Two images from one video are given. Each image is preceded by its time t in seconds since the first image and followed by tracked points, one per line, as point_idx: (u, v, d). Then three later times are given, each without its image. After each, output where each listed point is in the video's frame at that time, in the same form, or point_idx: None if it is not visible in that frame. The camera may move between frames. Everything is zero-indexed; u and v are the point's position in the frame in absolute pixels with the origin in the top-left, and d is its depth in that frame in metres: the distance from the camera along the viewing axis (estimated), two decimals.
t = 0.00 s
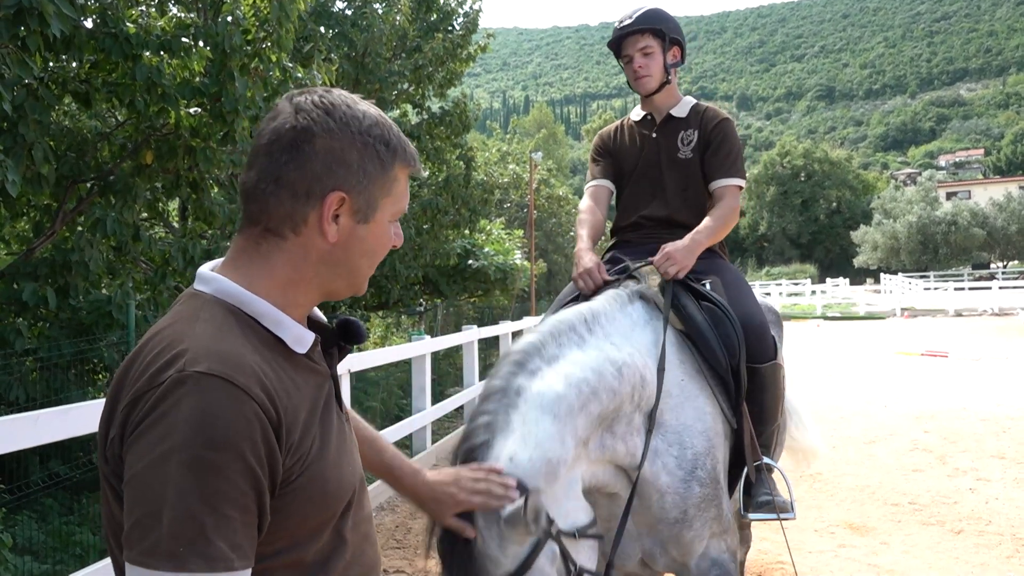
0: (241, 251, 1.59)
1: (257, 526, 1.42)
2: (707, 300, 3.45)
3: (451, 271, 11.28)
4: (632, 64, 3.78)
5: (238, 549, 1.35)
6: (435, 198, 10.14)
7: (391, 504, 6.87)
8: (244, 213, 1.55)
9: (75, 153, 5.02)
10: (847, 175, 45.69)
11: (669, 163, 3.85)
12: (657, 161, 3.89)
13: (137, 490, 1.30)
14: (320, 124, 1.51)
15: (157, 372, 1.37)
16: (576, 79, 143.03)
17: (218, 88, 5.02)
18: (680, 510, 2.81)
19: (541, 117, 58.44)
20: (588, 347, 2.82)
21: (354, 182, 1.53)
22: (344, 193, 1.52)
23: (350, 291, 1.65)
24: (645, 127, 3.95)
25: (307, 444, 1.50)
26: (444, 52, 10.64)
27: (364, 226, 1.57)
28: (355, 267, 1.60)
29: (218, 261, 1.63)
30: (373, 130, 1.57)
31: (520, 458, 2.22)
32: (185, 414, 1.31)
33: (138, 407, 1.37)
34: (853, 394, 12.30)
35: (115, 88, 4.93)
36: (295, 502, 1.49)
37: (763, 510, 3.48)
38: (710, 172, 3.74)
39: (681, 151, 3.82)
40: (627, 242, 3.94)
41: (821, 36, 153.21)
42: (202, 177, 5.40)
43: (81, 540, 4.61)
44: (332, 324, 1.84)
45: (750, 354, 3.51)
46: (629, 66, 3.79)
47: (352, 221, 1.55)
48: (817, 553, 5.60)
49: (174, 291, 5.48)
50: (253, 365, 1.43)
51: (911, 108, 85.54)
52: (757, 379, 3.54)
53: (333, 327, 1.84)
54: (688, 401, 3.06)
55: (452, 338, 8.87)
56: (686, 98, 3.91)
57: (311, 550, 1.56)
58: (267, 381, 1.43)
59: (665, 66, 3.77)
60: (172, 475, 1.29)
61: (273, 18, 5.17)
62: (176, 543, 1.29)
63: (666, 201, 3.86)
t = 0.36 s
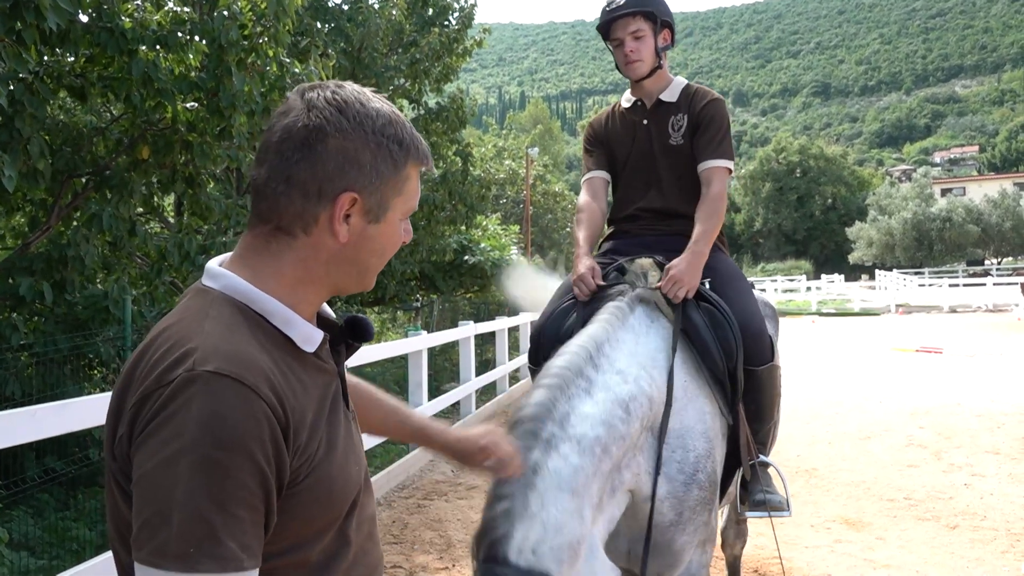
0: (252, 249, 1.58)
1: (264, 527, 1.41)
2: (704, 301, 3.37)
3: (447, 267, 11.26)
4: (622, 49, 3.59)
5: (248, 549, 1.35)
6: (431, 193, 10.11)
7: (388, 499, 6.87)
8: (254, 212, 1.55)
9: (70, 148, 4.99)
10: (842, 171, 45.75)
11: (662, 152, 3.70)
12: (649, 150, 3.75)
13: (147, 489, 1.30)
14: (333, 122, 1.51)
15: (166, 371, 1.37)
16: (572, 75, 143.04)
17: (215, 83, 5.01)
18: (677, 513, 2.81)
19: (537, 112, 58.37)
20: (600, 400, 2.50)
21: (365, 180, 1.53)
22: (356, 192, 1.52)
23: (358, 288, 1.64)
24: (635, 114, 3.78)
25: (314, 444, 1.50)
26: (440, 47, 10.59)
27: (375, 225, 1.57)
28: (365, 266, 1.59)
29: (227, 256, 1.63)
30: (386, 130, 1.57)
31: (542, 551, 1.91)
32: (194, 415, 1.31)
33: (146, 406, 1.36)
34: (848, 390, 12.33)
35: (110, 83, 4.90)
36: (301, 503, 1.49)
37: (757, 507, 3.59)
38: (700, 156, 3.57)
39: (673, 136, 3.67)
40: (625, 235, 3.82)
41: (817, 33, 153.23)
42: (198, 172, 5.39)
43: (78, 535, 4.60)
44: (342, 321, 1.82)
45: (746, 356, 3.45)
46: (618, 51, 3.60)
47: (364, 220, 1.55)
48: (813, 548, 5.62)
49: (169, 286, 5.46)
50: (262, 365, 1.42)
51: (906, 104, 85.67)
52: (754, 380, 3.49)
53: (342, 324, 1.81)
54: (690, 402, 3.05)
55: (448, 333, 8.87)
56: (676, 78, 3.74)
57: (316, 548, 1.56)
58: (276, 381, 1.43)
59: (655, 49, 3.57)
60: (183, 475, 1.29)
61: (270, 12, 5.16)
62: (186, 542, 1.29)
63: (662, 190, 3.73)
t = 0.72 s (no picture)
0: (284, 252, 1.60)
1: (254, 496, 1.41)
2: (697, 305, 3.35)
3: (438, 264, 11.22)
4: (615, 47, 3.51)
5: (232, 510, 1.34)
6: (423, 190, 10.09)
7: (380, 496, 6.87)
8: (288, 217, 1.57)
9: (60, 144, 4.96)
10: (833, 169, 45.89)
11: (653, 151, 3.66)
12: (640, 150, 3.69)
13: (143, 434, 1.32)
14: (367, 135, 1.53)
15: (182, 331, 1.43)
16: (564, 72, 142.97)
17: (207, 79, 4.98)
18: (681, 521, 2.85)
19: (529, 109, 58.31)
20: (622, 441, 2.47)
21: (395, 191, 1.53)
22: (386, 202, 1.52)
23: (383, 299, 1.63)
24: (624, 111, 3.70)
25: (314, 427, 1.50)
26: (431, 43, 10.55)
27: (404, 237, 1.57)
28: (390, 276, 1.59)
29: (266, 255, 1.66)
30: (416, 145, 1.58)
31: None
32: (201, 369, 1.35)
33: (159, 361, 1.41)
34: (839, 386, 12.38)
35: (101, 79, 4.87)
36: (295, 487, 1.48)
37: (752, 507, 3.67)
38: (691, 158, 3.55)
39: (664, 137, 3.61)
40: (617, 230, 3.82)
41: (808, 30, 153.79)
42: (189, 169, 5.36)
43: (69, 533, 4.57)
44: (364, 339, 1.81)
45: (738, 360, 3.45)
46: (612, 49, 3.52)
47: (393, 231, 1.55)
48: (805, 544, 5.65)
49: (160, 282, 5.49)
50: (272, 341, 1.45)
51: (896, 102, 86.02)
52: (744, 382, 3.51)
53: (364, 345, 1.80)
54: (691, 410, 3.07)
55: (441, 330, 8.86)
56: (666, 68, 3.66)
57: (300, 542, 1.54)
58: (284, 358, 1.45)
59: (649, 48, 3.54)
60: (180, 423, 1.31)
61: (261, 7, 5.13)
62: (174, 488, 1.30)
63: (655, 190, 3.71)
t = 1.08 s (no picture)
0: (278, 245, 1.62)
1: (239, 490, 1.40)
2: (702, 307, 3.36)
3: (435, 263, 11.20)
4: (626, 47, 3.47)
5: (213, 504, 1.34)
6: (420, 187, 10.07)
7: (377, 494, 6.86)
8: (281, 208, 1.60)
9: (56, 141, 4.94)
10: (829, 167, 45.94)
11: (655, 151, 3.63)
12: (640, 149, 3.66)
13: (125, 429, 1.32)
14: (357, 124, 1.57)
15: (169, 326, 1.43)
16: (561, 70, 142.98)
17: (203, 76, 4.97)
18: (685, 521, 2.83)
19: (527, 107, 58.29)
20: (642, 448, 2.53)
21: (384, 178, 1.55)
22: (374, 186, 1.54)
23: (375, 290, 1.62)
24: (624, 109, 3.66)
25: (302, 422, 1.48)
26: (428, 40, 10.52)
27: (393, 224, 1.57)
28: (380, 262, 1.58)
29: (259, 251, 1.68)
30: (407, 134, 1.61)
31: None
32: (183, 365, 1.35)
33: (145, 356, 1.42)
34: (836, 385, 12.40)
35: (97, 76, 4.85)
36: (284, 481, 1.48)
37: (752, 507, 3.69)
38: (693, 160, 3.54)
39: (666, 137, 3.60)
40: (616, 228, 3.82)
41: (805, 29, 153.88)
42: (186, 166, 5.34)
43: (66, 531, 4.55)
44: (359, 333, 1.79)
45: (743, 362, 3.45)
46: (622, 49, 3.47)
47: (380, 216, 1.56)
48: (802, 543, 5.65)
49: (157, 280, 5.48)
50: (258, 335, 1.44)
51: (893, 101, 86.12)
52: (748, 384, 3.51)
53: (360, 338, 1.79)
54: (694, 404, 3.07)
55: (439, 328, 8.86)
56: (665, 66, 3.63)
57: (290, 538, 1.52)
58: (269, 351, 1.44)
59: (657, 50, 3.52)
60: (160, 418, 1.31)
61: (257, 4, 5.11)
62: (153, 482, 1.29)
63: (655, 190, 3.70)
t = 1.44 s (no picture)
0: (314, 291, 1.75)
1: (261, 470, 1.43)
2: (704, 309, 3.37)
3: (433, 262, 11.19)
4: (640, 47, 3.46)
5: (240, 474, 1.36)
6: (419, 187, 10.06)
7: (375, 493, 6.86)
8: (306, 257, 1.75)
9: (54, 139, 4.93)
10: (827, 168, 45.99)
11: (657, 150, 3.62)
12: (641, 147, 3.65)
13: (165, 392, 1.36)
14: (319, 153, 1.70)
15: (217, 309, 1.49)
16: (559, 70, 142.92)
17: (202, 75, 4.96)
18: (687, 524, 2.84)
19: (525, 107, 58.29)
20: (657, 465, 2.59)
21: (333, 177, 1.61)
22: (324, 188, 1.61)
23: (371, 278, 1.61)
24: (625, 107, 3.64)
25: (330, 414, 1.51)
26: (427, 40, 10.50)
27: (352, 209, 1.59)
28: (355, 248, 1.59)
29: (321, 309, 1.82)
30: (350, 135, 1.66)
31: None
32: (228, 339, 1.40)
33: (189, 333, 1.47)
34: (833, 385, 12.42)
35: (95, 74, 4.84)
36: (301, 473, 1.48)
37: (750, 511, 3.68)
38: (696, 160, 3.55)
39: (668, 136, 3.59)
40: (615, 229, 3.80)
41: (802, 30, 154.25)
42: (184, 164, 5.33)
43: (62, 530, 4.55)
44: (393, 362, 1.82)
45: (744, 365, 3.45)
46: (635, 48, 3.46)
47: (338, 208, 1.60)
48: (800, 543, 5.65)
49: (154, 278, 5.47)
50: (297, 327, 1.49)
51: (890, 102, 86.23)
52: (749, 388, 3.50)
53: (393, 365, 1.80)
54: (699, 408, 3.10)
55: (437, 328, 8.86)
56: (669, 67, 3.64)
57: (298, 532, 1.50)
58: (307, 345, 1.49)
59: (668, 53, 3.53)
60: (201, 384, 1.35)
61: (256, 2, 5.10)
62: (188, 440, 1.33)
63: (657, 191, 3.69)
